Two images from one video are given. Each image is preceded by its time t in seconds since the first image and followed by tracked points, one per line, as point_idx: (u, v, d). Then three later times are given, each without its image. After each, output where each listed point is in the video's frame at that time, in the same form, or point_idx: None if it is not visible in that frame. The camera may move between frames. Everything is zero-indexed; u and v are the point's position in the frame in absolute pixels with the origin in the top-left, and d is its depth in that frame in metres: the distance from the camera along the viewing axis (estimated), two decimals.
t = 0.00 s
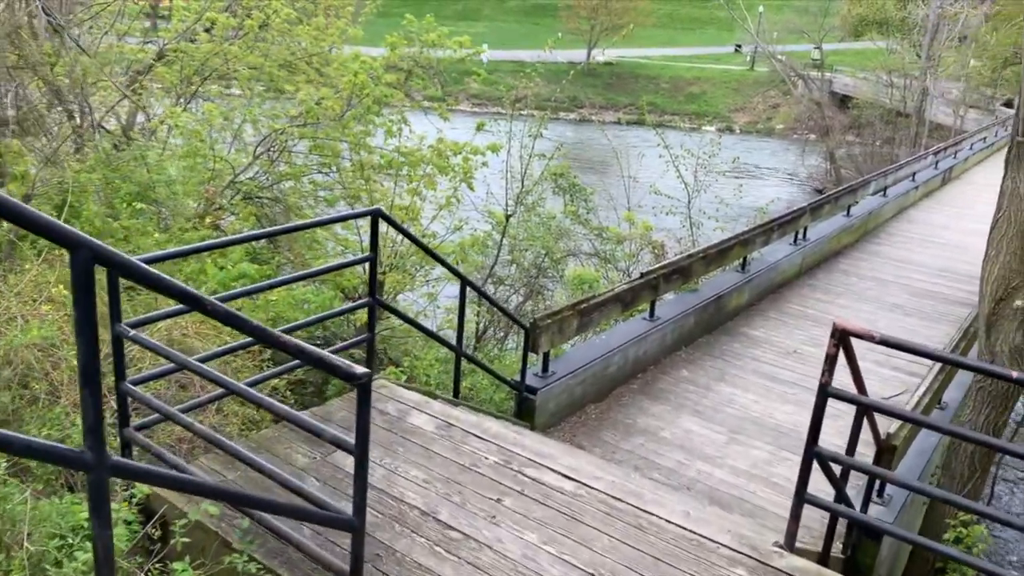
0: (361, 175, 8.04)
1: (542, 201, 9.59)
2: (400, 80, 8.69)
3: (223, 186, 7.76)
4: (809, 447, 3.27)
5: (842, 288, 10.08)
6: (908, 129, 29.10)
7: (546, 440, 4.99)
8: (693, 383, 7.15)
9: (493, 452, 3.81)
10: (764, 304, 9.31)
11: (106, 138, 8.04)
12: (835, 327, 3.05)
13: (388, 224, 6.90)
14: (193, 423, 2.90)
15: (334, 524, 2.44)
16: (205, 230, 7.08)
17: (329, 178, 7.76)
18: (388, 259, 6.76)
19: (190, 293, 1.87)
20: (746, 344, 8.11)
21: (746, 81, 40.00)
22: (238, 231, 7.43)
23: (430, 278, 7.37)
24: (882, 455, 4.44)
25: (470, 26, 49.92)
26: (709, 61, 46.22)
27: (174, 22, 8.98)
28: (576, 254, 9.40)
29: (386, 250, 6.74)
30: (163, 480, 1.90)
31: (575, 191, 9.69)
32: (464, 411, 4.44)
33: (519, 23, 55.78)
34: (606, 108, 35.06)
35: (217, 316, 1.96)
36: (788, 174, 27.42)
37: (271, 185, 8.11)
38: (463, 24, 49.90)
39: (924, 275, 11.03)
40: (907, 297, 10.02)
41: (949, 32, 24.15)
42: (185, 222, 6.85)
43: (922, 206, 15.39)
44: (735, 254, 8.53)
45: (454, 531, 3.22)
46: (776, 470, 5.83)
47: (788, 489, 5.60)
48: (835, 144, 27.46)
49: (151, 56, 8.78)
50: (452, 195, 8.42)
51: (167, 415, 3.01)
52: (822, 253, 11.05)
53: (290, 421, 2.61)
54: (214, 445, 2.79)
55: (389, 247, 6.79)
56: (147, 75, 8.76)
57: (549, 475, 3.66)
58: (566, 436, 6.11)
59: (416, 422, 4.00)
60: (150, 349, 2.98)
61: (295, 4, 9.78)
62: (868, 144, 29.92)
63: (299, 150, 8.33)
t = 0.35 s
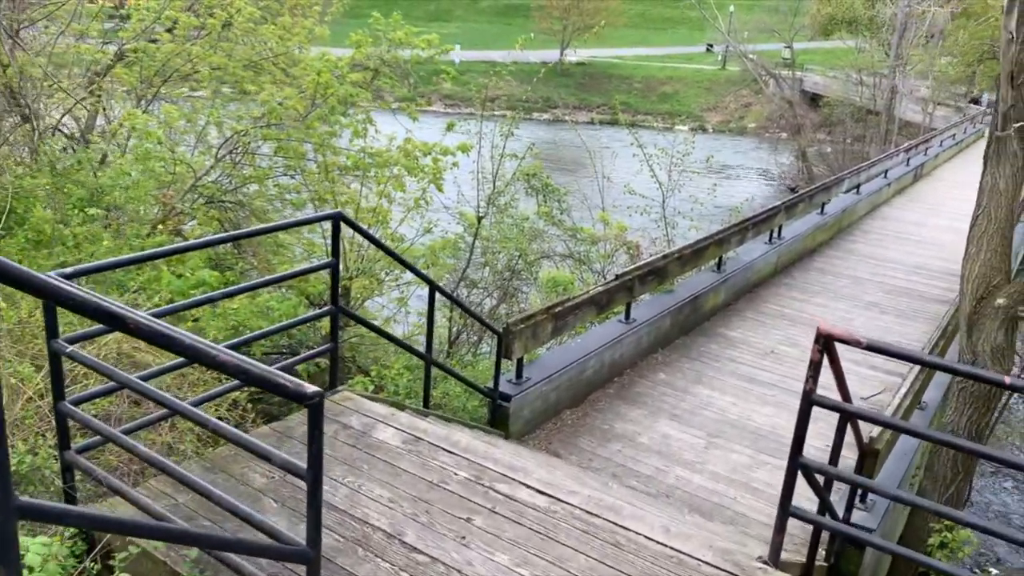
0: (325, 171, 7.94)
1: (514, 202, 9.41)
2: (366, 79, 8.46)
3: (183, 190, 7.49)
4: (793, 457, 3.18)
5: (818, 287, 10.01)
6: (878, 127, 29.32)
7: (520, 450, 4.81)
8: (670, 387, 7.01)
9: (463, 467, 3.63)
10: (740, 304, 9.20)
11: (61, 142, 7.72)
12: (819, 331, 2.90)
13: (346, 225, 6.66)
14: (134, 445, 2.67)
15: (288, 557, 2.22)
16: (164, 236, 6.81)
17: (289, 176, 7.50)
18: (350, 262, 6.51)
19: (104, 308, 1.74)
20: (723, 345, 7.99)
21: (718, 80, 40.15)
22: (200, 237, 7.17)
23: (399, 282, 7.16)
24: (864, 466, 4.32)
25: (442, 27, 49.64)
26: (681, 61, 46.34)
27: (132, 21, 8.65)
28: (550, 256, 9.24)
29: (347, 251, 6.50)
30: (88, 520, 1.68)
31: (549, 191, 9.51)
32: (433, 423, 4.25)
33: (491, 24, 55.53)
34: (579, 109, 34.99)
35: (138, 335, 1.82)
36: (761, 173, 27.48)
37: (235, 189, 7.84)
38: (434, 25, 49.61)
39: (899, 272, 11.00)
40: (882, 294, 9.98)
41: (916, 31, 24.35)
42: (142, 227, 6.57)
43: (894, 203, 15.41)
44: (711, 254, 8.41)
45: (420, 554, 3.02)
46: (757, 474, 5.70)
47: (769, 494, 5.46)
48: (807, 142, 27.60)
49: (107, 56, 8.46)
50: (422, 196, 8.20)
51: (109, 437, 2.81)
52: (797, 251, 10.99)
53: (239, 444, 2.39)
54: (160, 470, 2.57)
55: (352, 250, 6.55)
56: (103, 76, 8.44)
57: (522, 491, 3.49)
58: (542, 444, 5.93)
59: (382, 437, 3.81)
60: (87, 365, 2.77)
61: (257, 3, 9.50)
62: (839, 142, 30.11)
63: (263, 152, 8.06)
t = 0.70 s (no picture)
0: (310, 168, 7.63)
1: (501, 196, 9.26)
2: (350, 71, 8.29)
3: (163, 186, 7.31)
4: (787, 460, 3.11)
5: (809, 280, 9.93)
6: (867, 119, 29.29)
7: (507, 451, 4.69)
8: (661, 383, 6.90)
9: (447, 471, 3.51)
10: (730, 298, 9.10)
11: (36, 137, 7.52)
12: (814, 329, 2.78)
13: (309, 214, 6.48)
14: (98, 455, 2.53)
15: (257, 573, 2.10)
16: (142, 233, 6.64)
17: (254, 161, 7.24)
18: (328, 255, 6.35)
19: (43, 315, 1.76)
20: (714, 340, 7.89)
21: (708, 73, 40.07)
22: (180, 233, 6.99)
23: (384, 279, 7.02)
24: (858, 468, 4.25)
25: (430, 20, 49.32)
26: (670, 53, 46.21)
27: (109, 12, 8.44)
28: (539, 251, 9.11)
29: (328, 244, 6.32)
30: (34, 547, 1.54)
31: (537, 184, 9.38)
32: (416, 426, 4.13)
33: (479, 17, 55.23)
34: (568, 102, 34.83)
35: (82, 345, 1.78)
36: (750, 166, 27.41)
37: (216, 184, 7.66)
38: (422, 19, 49.28)
39: (889, 265, 10.93)
40: (873, 287, 9.90)
41: (905, 22, 24.30)
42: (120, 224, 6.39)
43: (884, 195, 15.36)
44: (701, 248, 8.31)
45: (402, 564, 2.90)
46: (749, 472, 5.61)
47: (762, 492, 5.36)
48: (796, 134, 27.56)
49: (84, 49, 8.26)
50: (407, 190, 8.03)
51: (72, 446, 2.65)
52: (787, 244, 10.89)
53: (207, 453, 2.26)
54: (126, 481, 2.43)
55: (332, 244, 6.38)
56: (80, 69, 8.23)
57: (508, 496, 3.37)
58: (530, 443, 5.82)
59: (364, 440, 3.68)
60: (48, 370, 2.62)
61: None
62: (828, 134, 30.08)
63: (245, 146, 7.89)
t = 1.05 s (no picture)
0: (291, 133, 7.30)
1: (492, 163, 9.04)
2: (334, 32, 8.01)
3: (142, 152, 7.06)
4: (789, 431, 2.95)
5: (805, 248, 9.76)
6: (863, 86, 28.97)
7: (496, 424, 4.54)
8: (655, 352, 6.75)
9: (431, 444, 3.34)
10: (726, 266, 8.93)
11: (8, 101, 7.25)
12: (820, 292, 2.60)
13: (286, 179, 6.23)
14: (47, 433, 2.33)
15: (218, 557, 1.93)
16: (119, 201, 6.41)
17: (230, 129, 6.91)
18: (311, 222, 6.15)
19: None
20: (709, 309, 7.73)
21: (702, 41, 39.56)
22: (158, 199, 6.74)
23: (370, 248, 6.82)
24: (860, 439, 4.09)
25: None
26: (664, 21, 45.57)
27: None
28: (530, 219, 8.91)
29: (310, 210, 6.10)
30: None
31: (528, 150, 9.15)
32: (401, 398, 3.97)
33: None
34: (562, 70, 34.35)
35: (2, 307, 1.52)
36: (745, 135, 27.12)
37: (197, 151, 7.42)
38: None
39: (886, 232, 10.76)
40: (871, 255, 9.74)
41: None
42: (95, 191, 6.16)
43: (880, 163, 15.15)
44: (696, 215, 8.12)
45: (383, 542, 2.74)
46: (745, 442, 5.48)
47: (758, 463, 5.23)
48: (791, 102, 27.25)
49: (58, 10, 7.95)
50: (394, 157, 7.80)
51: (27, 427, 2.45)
52: (783, 212, 10.70)
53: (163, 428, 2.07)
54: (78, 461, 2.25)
55: (315, 211, 6.17)
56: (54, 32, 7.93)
57: (495, 470, 3.21)
58: (521, 414, 5.67)
59: (345, 412, 3.52)
60: None
61: None
62: (823, 102, 29.76)
63: (227, 111, 7.62)
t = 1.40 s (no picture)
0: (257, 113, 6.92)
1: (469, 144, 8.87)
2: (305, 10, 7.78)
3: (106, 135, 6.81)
4: (777, 415, 2.86)
5: (786, 228, 9.70)
6: (841, 67, 28.96)
7: (475, 411, 4.42)
8: (636, 335, 6.65)
9: (408, 433, 3.21)
10: (707, 247, 8.84)
11: None
12: (810, 271, 2.49)
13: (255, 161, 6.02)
14: None
15: (173, 560, 1.79)
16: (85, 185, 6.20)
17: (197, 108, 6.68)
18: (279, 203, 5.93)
19: None
20: (690, 290, 7.64)
21: (681, 23, 39.38)
22: (123, 184, 6.50)
23: (345, 232, 6.65)
24: (847, 420, 4.02)
25: None
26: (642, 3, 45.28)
27: None
28: (509, 201, 8.77)
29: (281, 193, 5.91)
30: None
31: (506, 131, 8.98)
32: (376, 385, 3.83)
33: None
34: (541, 53, 34.03)
35: None
36: (724, 116, 27.02)
37: (165, 133, 7.18)
38: None
39: (867, 212, 10.73)
40: (851, 234, 9.70)
41: None
42: (56, 176, 5.92)
43: (860, 142, 15.13)
44: (677, 195, 8.02)
45: (356, 538, 2.62)
46: (728, 424, 5.40)
47: (742, 446, 5.15)
48: (770, 83, 27.20)
49: None
50: (368, 137, 7.56)
51: None
52: (764, 192, 10.63)
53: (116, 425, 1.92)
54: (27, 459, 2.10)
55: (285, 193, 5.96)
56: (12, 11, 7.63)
57: (474, 459, 3.09)
58: (502, 399, 5.55)
59: (317, 402, 3.38)
60: None
61: None
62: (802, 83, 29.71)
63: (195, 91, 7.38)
